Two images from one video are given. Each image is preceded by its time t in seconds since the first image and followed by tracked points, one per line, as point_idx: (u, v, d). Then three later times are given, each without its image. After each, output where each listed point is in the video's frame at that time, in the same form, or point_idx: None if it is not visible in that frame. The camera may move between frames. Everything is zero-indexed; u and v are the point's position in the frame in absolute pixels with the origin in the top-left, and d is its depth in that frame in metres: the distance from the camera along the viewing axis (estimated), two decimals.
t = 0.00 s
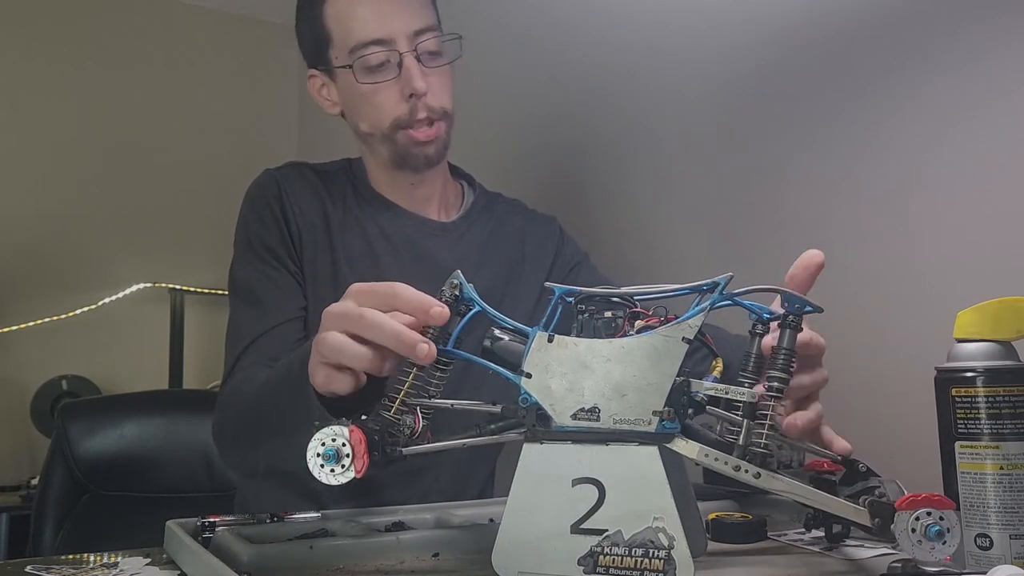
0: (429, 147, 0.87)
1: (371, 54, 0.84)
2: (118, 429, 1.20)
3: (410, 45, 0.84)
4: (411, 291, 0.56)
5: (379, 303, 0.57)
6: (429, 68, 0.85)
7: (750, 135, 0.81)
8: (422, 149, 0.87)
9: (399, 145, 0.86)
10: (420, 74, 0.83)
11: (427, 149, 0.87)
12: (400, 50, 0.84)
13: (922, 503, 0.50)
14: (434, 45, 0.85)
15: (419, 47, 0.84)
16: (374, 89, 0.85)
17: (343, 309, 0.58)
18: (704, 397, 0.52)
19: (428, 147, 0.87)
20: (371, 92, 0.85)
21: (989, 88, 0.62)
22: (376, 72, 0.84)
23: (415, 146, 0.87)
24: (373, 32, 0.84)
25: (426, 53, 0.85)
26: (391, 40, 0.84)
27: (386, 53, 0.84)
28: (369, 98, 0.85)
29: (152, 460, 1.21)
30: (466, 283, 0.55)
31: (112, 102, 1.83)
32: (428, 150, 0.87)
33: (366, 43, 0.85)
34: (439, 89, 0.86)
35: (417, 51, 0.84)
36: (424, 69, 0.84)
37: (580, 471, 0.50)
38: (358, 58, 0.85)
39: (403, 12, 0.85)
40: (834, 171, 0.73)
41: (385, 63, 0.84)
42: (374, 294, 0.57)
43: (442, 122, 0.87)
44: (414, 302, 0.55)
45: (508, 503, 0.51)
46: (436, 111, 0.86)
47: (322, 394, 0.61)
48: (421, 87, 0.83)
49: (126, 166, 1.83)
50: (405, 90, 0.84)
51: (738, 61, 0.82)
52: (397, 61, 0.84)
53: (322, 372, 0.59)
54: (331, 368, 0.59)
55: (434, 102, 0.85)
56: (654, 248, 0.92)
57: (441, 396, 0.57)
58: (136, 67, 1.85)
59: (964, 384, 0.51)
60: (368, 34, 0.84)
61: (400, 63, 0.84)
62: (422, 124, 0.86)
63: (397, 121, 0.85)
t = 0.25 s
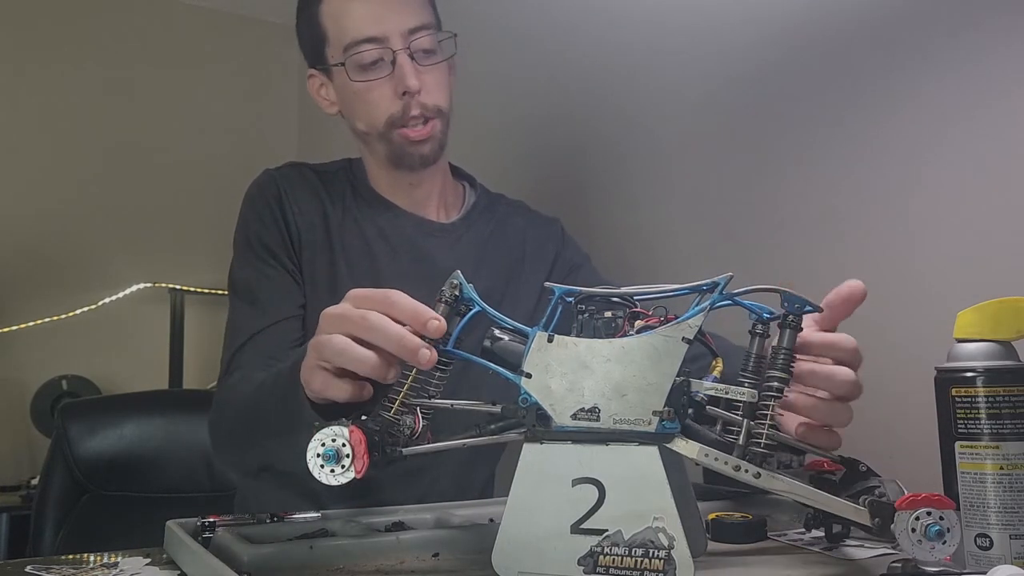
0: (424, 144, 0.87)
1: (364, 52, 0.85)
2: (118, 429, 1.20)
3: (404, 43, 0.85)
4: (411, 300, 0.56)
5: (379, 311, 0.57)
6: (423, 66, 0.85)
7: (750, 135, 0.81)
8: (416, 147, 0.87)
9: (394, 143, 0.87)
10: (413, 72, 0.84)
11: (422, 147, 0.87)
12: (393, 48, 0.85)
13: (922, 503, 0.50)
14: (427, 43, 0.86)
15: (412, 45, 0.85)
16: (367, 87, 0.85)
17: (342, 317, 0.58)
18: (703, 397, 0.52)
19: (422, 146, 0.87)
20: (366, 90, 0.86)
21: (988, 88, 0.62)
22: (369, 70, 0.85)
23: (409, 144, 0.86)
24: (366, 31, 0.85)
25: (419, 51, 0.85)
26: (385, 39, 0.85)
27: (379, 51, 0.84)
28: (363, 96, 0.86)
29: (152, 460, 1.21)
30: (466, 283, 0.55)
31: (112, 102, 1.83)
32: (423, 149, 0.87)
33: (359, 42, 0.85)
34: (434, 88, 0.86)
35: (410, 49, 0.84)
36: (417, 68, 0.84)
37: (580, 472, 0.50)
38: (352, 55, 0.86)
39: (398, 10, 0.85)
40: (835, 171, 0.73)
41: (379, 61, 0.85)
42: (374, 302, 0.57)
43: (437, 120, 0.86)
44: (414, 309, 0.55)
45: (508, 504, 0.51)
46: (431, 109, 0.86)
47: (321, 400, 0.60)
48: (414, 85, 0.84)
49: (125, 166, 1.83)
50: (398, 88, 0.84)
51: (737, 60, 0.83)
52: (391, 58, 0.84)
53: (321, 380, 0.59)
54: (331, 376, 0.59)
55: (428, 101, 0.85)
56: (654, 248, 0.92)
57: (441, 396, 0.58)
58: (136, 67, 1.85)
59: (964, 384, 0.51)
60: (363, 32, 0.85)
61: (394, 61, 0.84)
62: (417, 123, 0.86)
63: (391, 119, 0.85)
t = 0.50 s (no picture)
0: (424, 144, 0.87)
1: (367, 52, 0.85)
2: (118, 429, 1.20)
3: (406, 43, 0.84)
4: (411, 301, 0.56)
5: (379, 311, 0.57)
6: (425, 66, 0.85)
7: (750, 135, 0.81)
8: (417, 146, 0.87)
9: (395, 143, 0.87)
10: (415, 73, 0.84)
11: (423, 148, 0.87)
12: (395, 49, 0.85)
13: (922, 503, 0.50)
14: (430, 43, 0.85)
15: (415, 46, 0.84)
16: (369, 87, 0.85)
17: (342, 316, 0.58)
18: (703, 397, 0.52)
19: (423, 145, 0.87)
20: (367, 90, 0.86)
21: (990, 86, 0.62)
22: (371, 70, 0.85)
23: (410, 144, 0.87)
24: (369, 31, 0.85)
25: (423, 52, 0.85)
26: (387, 39, 0.84)
27: (381, 51, 0.85)
28: (365, 96, 0.86)
29: (152, 460, 1.21)
30: (465, 283, 0.55)
31: (112, 102, 1.83)
32: (423, 149, 0.87)
33: (361, 41, 0.85)
34: (436, 88, 0.86)
35: (413, 49, 0.84)
36: (420, 68, 0.84)
37: (580, 472, 0.50)
38: (354, 55, 0.86)
39: (400, 10, 0.85)
40: (835, 171, 0.73)
41: (381, 62, 0.85)
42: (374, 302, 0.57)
43: (439, 121, 0.87)
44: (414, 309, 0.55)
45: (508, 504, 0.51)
46: (433, 110, 0.86)
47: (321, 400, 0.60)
48: (416, 86, 0.84)
49: (125, 166, 1.83)
50: (400, 88, 0.84)
51: (738, 61, 0.82)
52: (393, 59, 0.85)
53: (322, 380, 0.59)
54: (331, 376, 0.59)
55: (430, 102, 0.85)
56: (656, 250, 0.92)
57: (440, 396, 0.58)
58: (136, 67, 1.85)
59: (964, 383, 0.51)
60: (365, 32, 0.85)
61: (396, 62, 0.84)
62: (419, 122, 0.86)
63: (392, 119, 0.85)
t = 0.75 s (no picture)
0: (419, 147, 0.88)
1: (360, 52, 0.85)
2: (118, 429, 1.20)
3: (400, 43, 0.85)
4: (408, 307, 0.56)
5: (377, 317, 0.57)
6: (419, 67, 0.86)
7: (751, 135, 0.81)
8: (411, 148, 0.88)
9: (390, 145, 0.88)
10: (406, 74, 0.85)
11: (417, 150, 0.88)
12: (389, 47, 0.85)
13: (922, 503, 0.50)
14: (426, 43, 0.86)
15: (409, 46, 0.85)
16: (363, 86, 0.86)
17: (341, 324, 0.58)
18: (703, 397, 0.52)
19: (418, 148, 0.88)
20: (362, 90, 0.86)
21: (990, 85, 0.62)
22: (365, 69, 0.86)
23: (404, 147, 0.88)
24: (362, 30, 0.85)
25: (416, 52, 0.86)
26: (381, 38, 0.85)
27: (375, 51, 0.85)
28: (359, 97, 0.87)
29: (152, 460, 1.21)
30: (466, 284, 0.55)
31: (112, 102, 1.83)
32: (418, 150, 0.88)
33: (356, 40, 0.86)
34: (430, 89, 0.87)
35: (406, 49, 0.85)
36: (412, 69, 0.85)
37: (580, 472, 0.50)
38: (347, 55, 0.86)
39: (396, 9, 0.85)
40: (835, 171, 0.73)
41: (374, 61, 0.86)
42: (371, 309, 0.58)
43: (433, 123, 0.87)
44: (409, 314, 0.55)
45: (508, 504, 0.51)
46: (427, 111, 0.87)
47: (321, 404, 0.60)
48: (407, 87, 0.85)
49: (125, 166, 1.83)
50: (392, 90, 0.85)
51: (741, 61, 0.82)
52: (386, 58, 0.85)
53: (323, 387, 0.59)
54: (334, 381, 0.59)
55: (424, 103, 0.86)
56: (660, 251, 0.92)
57: (440, 396, 0.58)
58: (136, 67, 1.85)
59: (964, 383, 0.51)
60: (360, 31, 0.85)
61: (389, 61, 0.85)
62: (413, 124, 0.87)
63: (386, 120, 0.86)
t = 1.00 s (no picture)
0: (417, 149, 0.89)
1: (358, 51, 0.86)
2: (118, 429, 1.20)
3: (399, 43, 0.85)
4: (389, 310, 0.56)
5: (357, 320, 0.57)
6: (418, 68, 0.86)
7: (752, 136, 0.81)
8: (409, 149, 0.89)
9: (388, 146, 0.89)
10: (404, 74, 0.85)
11: (416, 151, 0.89)
12: (388, 47, 0.85)
13: (922, 503, 0.50)
14: (426, 43, 0.86)
15: (408, 46, 0.85)
16: (361, 86, 0.87)
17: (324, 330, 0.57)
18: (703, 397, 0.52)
19: (416, 150, 0.89)
20: (360, 88, 0.87)
21: (990, 85, 0.62)
22: (363, 69, 0.86)
23: (403, 148, 0.89)
24: (361, 29, 0.85)
25: (415, 53, 0.86)
26: (379, 38, 0.85)
27: (373, 51, 0.85)
28: (358, 96, 0.88)
29: (152, 460, 1.21)
30: (466, 284, 0.56)
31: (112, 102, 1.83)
32: (416, 155, 0.89)
33: (354, 39, 0.86)
34: (428, 90, 0.87)
35: (404, 49, 0.85)
36: (410, 70, 0.86)
37: (580, 472, 0.50)
38: (346, 54, 0.87)
39: (396, 8, 0.85)
40: (836, 172, 0.73)
41: (373, 61, 0.86)
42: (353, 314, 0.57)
43: (432, 124, 0.89)
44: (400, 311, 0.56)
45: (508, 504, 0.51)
46: (424, 112, 0.88)
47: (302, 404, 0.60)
48: (404, 88, 0.85)
49: (126, 166, 1.83)
50: (389, 89, 0.86)
51: (741, 62, 0.82)
52: (384, 58, 0.85)
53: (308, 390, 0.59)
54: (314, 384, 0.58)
55: (421, 104, 0.87)
56: (661, 252, 0.92)
57: (440, 395, 0.58)
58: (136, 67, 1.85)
59: (964, 383, 0.51)
60: (359, 30, 0.85)
61: (387, 61, 0.85)
62: (409, 126, 0.88)
63: (382, 119, 0.87)
